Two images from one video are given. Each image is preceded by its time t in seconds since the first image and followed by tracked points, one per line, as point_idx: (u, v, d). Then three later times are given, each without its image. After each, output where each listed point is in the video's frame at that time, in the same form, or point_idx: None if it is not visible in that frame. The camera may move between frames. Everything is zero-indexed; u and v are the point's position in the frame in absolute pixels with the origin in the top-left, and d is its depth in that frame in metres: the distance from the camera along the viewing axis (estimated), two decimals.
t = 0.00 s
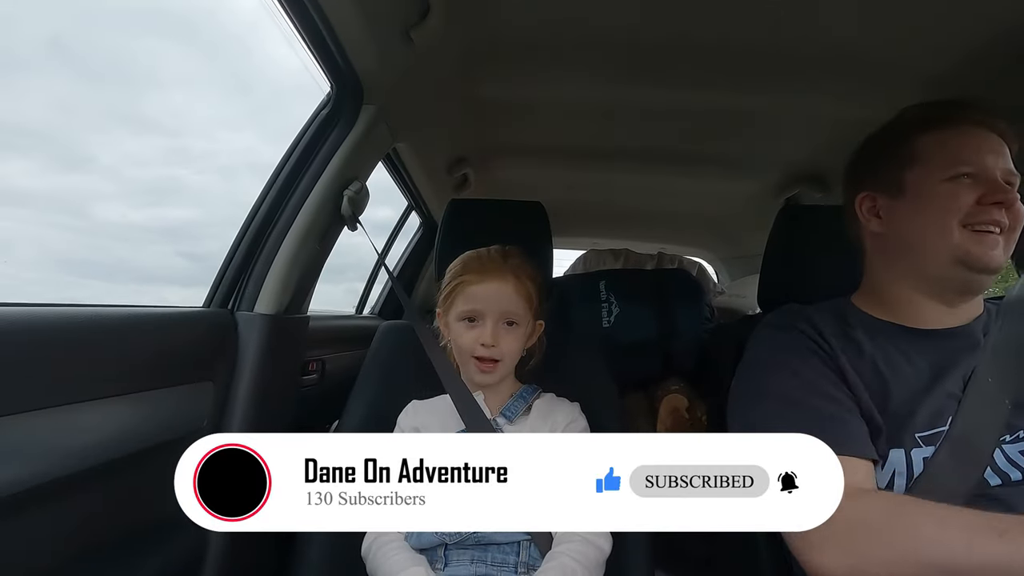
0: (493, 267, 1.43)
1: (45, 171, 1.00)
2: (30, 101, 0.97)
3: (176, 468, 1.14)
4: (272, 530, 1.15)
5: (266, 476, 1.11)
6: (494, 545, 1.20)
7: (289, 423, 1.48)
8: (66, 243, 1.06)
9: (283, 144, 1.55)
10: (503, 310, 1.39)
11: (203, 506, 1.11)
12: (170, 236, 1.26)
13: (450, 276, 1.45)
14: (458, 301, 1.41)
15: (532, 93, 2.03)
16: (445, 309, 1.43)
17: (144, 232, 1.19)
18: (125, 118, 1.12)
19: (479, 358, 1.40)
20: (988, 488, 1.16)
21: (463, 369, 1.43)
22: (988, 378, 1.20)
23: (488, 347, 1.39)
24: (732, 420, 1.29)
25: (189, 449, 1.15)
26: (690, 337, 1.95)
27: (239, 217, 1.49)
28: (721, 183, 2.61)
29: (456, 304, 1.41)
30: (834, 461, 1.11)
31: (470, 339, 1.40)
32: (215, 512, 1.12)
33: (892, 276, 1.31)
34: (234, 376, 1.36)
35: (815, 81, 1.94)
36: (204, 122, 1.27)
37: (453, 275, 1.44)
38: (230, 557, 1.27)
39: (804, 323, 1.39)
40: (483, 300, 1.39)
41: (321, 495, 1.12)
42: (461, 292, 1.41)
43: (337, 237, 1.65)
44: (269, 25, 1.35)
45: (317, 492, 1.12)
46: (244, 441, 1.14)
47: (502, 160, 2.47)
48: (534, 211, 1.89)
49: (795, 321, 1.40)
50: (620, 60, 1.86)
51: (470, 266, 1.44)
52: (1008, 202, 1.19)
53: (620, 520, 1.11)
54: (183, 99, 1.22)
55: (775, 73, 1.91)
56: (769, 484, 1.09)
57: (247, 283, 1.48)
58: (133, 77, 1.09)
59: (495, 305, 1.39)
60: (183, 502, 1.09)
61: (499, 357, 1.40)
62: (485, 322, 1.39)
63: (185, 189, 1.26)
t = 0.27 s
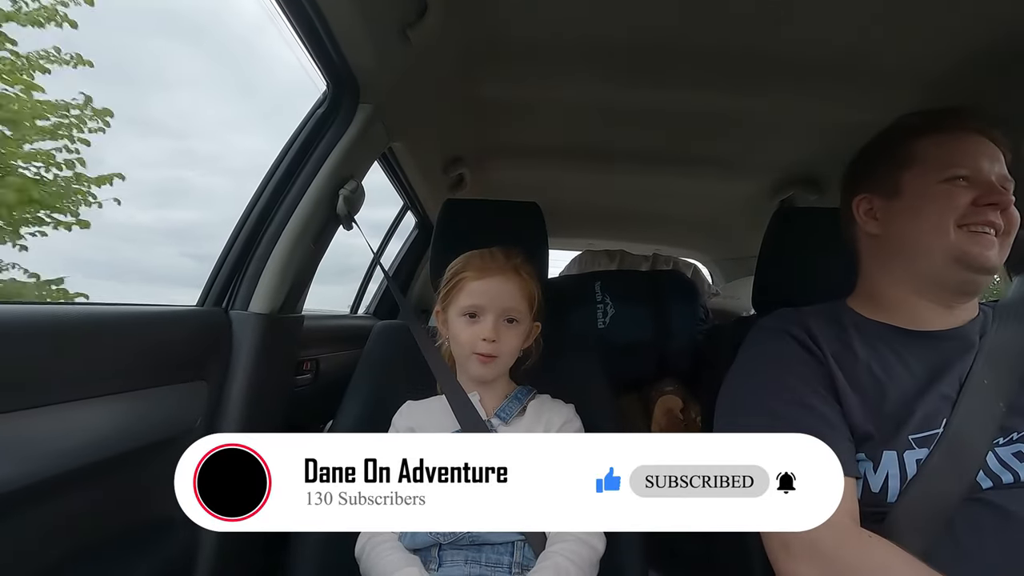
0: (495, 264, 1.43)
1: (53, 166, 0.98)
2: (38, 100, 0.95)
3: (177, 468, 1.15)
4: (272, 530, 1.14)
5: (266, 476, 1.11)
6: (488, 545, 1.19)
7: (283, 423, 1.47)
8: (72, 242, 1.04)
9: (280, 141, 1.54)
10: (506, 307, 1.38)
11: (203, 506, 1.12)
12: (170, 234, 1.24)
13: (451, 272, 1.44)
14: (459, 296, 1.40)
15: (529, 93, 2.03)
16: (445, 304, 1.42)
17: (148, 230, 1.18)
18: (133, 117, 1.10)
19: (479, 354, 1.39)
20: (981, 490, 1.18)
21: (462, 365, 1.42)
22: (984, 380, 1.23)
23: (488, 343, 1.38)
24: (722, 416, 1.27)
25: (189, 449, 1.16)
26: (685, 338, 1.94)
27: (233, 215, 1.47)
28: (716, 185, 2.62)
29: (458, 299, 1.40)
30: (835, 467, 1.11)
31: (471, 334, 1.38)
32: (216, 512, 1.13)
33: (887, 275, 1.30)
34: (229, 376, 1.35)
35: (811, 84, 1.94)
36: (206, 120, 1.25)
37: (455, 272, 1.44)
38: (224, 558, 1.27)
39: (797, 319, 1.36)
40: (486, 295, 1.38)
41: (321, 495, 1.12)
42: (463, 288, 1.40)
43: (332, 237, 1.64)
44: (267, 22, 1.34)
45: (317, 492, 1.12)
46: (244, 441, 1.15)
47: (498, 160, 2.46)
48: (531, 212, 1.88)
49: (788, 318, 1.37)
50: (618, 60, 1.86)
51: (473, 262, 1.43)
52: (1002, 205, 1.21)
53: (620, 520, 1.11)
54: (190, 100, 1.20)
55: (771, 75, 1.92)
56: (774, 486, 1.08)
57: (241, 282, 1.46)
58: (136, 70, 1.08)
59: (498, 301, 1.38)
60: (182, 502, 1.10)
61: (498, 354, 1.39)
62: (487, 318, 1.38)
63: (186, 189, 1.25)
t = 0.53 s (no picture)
0: (489, 268, 1.42)
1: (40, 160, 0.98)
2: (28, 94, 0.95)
3: (177, 467, 1.14)
4: (272, 530, 1.14)
5: (266, 476, 1.11)
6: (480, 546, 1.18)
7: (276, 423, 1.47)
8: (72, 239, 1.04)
9: (273, 141, 1.54)
10: (496, 312, 1.38)
11: (203, 506, 1.12)
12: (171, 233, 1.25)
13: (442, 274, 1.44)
14: (450, 298, 1.40)
15: (522, 94, 2.03)
16: (435, 304, 1.42)
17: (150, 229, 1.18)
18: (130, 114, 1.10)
19: (468, 357, 1.39)
20: (964, 488, 1.18)
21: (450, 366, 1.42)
22: (968, 380, 1.23)
23: (476, 346, 1.38)
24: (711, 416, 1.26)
25: (189, 448, 1.15)
26: (678, 338, 1.95)
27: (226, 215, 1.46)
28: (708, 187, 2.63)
29: (449, 301, 1.40)
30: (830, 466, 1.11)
31: (459, 336, 1.39)
32: (215, 512, 1.13)
33: (875, 277, 1.32)
34: (221, 376, 1.34)
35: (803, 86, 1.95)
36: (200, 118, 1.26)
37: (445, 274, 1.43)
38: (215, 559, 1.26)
39: (788, 321, 1.35)
40: (477, 299, 1.38)
41: (321, 495, 1.12)
42: (455, 290, 1.40)
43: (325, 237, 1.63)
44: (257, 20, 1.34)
45: (317, 492, 1.12)
46: (244, 441, 1.14)
47: (492, 161, 2.47)
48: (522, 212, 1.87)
49: (779, 319, 1.37)
50: (611, 62, 1.87)
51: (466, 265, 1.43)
52: (993, 212, 1.22)
53: (617, 521, 1.11)
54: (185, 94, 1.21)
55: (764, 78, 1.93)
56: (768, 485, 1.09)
57: (233, 283, 1.46)
58: (128, 70, 1.07)
59: (489, 306, 1.38)
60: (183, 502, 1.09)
61: (485, 359, 1.39)
62: (477, 322, 1.38)
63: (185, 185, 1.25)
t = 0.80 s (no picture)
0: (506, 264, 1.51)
1: (43, 155, 0.96)
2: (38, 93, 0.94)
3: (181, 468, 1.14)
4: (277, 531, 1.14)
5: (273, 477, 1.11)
6: (487, 545, 1.26)
7: (279, 424, 1.46)
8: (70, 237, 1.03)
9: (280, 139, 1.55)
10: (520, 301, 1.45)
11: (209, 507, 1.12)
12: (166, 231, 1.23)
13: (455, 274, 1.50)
14: (479, 291, 1.44)
15: (525, 95, 2.04)
16: (462, 300, 1.45)
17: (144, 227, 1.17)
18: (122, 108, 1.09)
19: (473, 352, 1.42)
20: (966, 483, 1.16)
21: (477, 363, 1.42)
22: (966, 376, 1.21)
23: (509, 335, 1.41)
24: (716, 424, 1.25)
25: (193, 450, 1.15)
26: (678, 339, 1.95)
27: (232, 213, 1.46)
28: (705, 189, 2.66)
29: (478, 294, 1.43)
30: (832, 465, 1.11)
31: (494, 328, 1.40)
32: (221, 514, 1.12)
33: (874, 276, 1.32)
34: (228, 376, 1.34)
35: (802, 90, 1.97)
36: (199, 116, 1.25)
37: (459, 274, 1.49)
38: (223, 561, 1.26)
39: (790, 322, 1.34)
40: (504, 290, 1.44)
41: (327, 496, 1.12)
42: (480, 283, 1.45)
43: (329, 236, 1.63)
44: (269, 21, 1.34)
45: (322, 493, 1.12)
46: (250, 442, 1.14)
47: (490, 162, 2.47)
48: (523, 213, 1.87)
49: (783, 319, 1.36)
50: (614, 64, 1.88)
51: (486, 261, 1.50)
52: (990, 212, 1.23)
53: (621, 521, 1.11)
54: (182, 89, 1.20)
55: (765, 82, 1.94)
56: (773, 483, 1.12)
57: (240, 282, 1.44)
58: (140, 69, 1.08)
59: (514, 295, 1.45)
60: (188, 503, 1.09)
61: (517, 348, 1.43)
62: (508, 311, 1.42)
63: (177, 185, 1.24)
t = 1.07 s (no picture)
0: (517, 265, 1.51)
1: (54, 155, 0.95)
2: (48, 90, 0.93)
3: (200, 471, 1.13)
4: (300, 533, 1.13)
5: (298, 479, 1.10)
6: (507, 545, 1.26)
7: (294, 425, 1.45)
8: (85, 241, 1.03)
9: (296, 139, 1.54)
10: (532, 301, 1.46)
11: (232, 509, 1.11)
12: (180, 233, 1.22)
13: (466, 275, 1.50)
14: (490, 292, 1.44)
15: (536, 96, 2.04)
16: (473, 300, 1.45)
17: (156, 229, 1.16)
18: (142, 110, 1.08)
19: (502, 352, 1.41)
20: (985, 482, 1.18)
21: (489, 363, 1.43)
22: (981, 376, 1.24)
23: (521, 334, 1.41)
24: (731, 426, 1.27)
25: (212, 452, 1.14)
26: (687, 340, 1.95)
27: (250, 214, 1.45)
28: (708, 192, 2.67)
29: (489, 295, 1.44)
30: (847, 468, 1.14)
31: (506, 327, 1.41)
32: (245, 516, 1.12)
33: (886, 279, 1.33)
34: (246, 377, 1.33)
35: (811, 96, 1.99)
36: (217, 117, 1.24)
37: (470, 274, 1.49)
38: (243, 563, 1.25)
39: (805, 325, 1.36)
40: (516, 290, 1.45)
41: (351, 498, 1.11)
42: (491, 284, 1.45)
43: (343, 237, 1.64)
44: (287, 16, 1.33)
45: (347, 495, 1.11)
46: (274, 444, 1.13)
47: (496, 163, 2.47)
48: (534, 215, 1.89)
49: (798, 323, 1.37)
50: (626, 67, 1.88)
51: (497, 262, 1.51)
52: (1000, 215, 1.24)
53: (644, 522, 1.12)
54: (200, 93, 1.19)
55: (775, 86, 1.95)
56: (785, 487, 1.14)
57: (257, 283, 1.44)
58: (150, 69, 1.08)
59: (525, 295, 1.45)
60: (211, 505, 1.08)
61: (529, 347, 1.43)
62: (520, 310, 1.43)
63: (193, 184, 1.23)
